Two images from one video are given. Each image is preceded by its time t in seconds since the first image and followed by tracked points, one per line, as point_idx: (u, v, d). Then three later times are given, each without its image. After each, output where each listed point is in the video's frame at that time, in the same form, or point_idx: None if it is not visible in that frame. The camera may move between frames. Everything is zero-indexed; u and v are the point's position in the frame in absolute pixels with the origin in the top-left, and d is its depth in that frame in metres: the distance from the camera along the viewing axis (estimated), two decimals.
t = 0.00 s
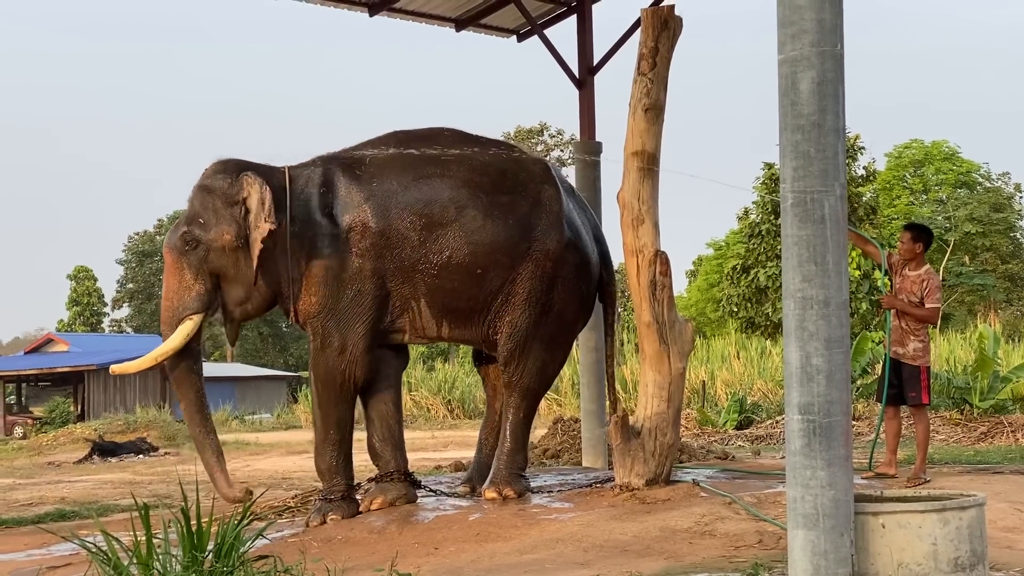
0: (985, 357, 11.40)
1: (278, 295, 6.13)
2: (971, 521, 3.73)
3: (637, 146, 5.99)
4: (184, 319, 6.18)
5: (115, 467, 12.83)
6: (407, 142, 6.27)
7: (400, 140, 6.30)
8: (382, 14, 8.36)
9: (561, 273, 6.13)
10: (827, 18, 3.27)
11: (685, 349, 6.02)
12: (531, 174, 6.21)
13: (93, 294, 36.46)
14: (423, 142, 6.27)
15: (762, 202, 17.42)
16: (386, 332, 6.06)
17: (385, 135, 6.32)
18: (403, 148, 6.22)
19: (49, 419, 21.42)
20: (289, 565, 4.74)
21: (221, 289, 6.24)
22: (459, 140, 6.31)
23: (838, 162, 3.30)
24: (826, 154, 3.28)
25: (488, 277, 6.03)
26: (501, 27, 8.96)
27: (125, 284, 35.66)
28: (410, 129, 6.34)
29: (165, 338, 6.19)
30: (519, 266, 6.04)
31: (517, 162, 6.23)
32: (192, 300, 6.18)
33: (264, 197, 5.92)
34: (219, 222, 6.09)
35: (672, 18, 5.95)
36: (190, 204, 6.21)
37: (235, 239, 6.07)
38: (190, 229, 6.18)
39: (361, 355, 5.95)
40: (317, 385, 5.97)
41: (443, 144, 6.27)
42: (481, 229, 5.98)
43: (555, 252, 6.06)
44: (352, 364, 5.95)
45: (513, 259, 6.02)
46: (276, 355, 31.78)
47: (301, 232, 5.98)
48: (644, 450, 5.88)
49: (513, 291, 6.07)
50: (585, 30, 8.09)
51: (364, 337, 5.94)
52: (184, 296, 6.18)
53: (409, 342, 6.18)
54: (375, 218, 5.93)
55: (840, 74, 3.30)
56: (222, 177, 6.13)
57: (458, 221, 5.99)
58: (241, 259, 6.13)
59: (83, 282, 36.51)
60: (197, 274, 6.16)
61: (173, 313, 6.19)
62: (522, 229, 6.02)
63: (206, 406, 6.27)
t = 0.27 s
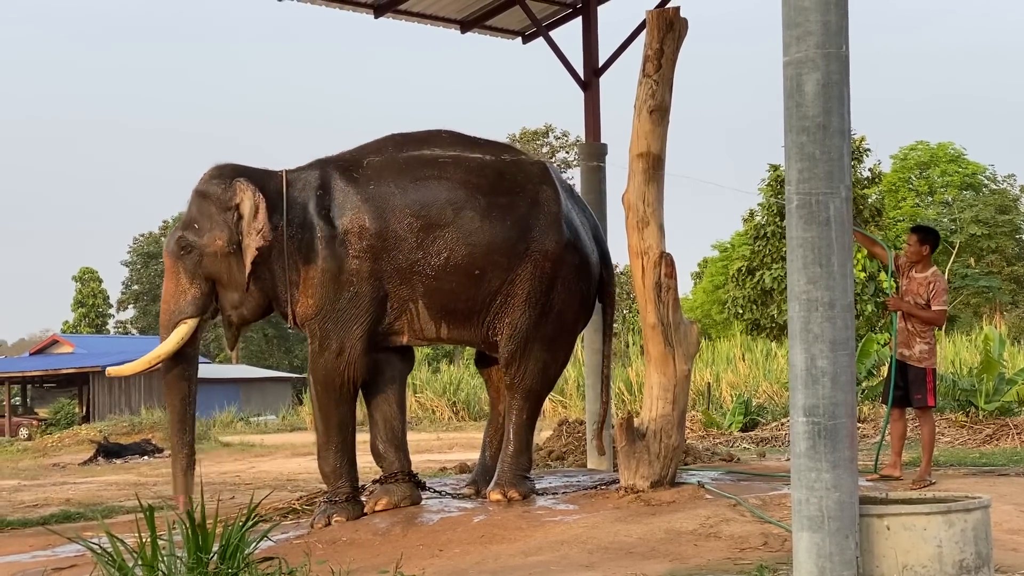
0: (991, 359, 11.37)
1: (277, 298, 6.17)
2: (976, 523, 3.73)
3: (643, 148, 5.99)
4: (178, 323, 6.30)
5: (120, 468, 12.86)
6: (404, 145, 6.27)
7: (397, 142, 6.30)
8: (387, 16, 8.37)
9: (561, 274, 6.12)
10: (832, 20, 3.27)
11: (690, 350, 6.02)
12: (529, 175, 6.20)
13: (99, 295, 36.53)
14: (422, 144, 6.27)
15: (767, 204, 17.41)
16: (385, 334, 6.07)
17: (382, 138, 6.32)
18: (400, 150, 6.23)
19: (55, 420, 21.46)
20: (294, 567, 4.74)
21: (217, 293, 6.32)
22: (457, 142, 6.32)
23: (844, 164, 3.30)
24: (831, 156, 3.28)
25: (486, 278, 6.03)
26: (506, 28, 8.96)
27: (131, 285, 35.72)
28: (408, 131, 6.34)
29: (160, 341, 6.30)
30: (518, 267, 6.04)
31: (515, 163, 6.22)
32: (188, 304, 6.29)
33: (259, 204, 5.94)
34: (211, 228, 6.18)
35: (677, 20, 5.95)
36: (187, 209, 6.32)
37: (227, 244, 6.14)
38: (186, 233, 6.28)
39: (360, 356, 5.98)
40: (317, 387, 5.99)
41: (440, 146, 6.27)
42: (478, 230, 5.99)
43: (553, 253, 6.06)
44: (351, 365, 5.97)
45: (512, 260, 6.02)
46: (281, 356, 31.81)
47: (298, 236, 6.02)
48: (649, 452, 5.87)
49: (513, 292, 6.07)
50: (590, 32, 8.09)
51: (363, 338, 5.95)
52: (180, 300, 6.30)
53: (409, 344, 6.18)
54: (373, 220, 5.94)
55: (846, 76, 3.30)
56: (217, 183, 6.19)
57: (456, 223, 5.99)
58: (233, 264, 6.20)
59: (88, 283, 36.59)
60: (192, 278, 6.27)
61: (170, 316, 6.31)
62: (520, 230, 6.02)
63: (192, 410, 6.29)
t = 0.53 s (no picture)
0: (995, 360, 11.36)
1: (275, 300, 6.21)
2: (980, 525, 3.73)
3: (646, 149, 6.00)
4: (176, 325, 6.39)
5: (123, 469, 12.88)
6: (403, 146, 6.26)
7: (395, 143, 6.30)
8: (391, 17, 8.38)
9: (560, 274, 6.12)
10: (835, 21, 3.27)
11: (694, 352, 6.02)
12: (527, 175, 6.20)
13: (102, 296, 36.57)
14: (420, 145, 6.27)
15: (771, 206, 17.40)
16: (385, 335, 6.08)
17: (381, 140, 6.32)
18: (398, 151, 6.23)
19: (58, 421, 21.49)
20: (297, 567, 4.75)
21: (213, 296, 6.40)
22: (456, 143, 6.32)
23: (847, 165, 3.30)
24: (834, 157, 3.28)
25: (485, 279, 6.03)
26: (510, 30, 8.97)
27: (134, 286, 35.76)
28: (406, 133, 6.34)
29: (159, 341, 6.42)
30: (517, 268, 6.04)
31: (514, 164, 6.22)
32: (186, 306, 6.38)
33: (254, 207, 6.03)
34: (207, 231, 6.28)
35: (681, 21, 5.95)
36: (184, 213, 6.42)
37: (222, 247, 6.24)
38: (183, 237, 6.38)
39: (360, 357, 5.99)
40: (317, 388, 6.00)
41: (439, 147, 6.28)
42: (477, 231, 5.98)
43: (552, 253, 6.06)
44: (350, 366, 5.98)
45: (511, 261, 6.02)
46: (285, 357, 31.84)
47: (296, 237, 6.04)
48: (653, 453, 5.87)
49: (512, 292, 6.07)
50: (593, 33, 8.10)
51: (363, 340, 5.96)
52: (177, 303, 6.39)
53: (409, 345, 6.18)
54: (371, 221, 5.94)
55: (849, 78, 3.30)
56: (213, 187, 6.28)
57: (455, 223, 5.99)
58: (227, 266, 6.28)
59: (92, 284, 36.64)
60: (189, 281, 6.36)
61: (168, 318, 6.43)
62: (519, 231, 6.02)
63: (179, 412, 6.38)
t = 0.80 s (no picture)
0: (998, 361, 11.35)
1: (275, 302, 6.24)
2: (983, 526, 3.73)
3: (649, 149, 6.00)
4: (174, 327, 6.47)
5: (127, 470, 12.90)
6: (402, 147, 6.27)
7: (395, 144, 6.31)
8: (394, 18, 8.39)
9: (560, 274, 6.11)
10: (839, 22, 3.28)
11: (697, 353, 6.03)
12: (527, 174, 6.19)
13: (106, 297, 36.62)
14: (420, 146, 6.28)
15: (774, 206, 17.40)
16: (385, 334, 6.09)
17: (380, 141, 6.33)
18: (397, 152, 6.24)
19: (62, 421, 21.53)
20: (301, 568, 4.76)
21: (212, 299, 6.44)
22: (456, 144, 6.32)
23: (851, 166, 3.30)
24: (838, 157, 3.28)
25: (485, 278, 6.03)
26: (514, 30, 8.98)
27: (138, 287, 35.80)
28: (406, 134, 6.35)
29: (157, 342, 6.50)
30: (517, 267, 6.03)
31: (513, 163, 6.21)
32: (184, 309, 6.43)
33: (250, 212, 6.06)
34: (205, 235, 6.30)
35: (684, 22, 5.96)
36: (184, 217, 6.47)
37: (220, 251, 6.27)
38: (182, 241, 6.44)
39: (360, 358, 5.99)
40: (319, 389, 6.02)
41: (439, 147, 6.28)
42: (477, 231, 5.98)
43: (552, 253, 6.05)
44: (351, 367, 5.99)
45: (511, 260, 6.02)
46: (288, 358, 31.87)
47: (296, 239, 6.08)
48: (656, 454, 5.87)
49: (513, 292, 6.07)
50: (597, 34, 8.10)
51: (363, 340, 5.97)
52: (176, 305, 6.45)
53: (410, 345, 6.19)
54: (369, 221, 5.95)
55: (852, 79, 3.30)
56: (212, 191, 6.31)
57: (454, 223, 5.99)
58: (224, 270, 6.32)
59: (96, 285, 36.70)
60: (188, 284, 6.42)
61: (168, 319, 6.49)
62: (518, 231, 6.02)
63: (171, 414, 6.49)
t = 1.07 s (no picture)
0: (1001, 362, 11.33)
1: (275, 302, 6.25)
2: (986, 526, 3.72)
3: (652, 150, 6.00)
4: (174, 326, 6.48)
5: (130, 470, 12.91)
6: (402, 148, 6.27)
7: (395, 144, 6.31)
8: (397, 18, 8.39)
9: (561, 274, 6.10)
10: (841, 22, 3.28)
11: (699, 353, 6.03)
12: (527, 174, 6.18)
13: (109, 297, 36.67)
14: (420, 146, 6.28)
15: (777, 206, 17.38)
16: (386, 335, 6.09)
17: (380, 142, 6.33)
18: (397, 152, 6.24)
19: (65, 421, 21.55)
20: (303, 567, 4.77)
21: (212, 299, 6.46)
22: (456, 144, 6.32)
23: (853, 166, 3.30)
24: (840, 158, 3.28)
25: (485, 279, 6.02)
26: (516, 31, 8.98)
27: (141, 287, 35.85)
28: (407, 135, 6.35)
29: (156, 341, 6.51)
30: (517, 267, 6.03)
31: (513, 163, 6.21)
32: (183, 308, 6.45)
33: (249, 212, 6.06)
34: (206, 235, 6.33)
35: (687, 22, 5.95)
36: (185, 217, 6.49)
37: (220, 251, 6.29)
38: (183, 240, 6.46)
39: (361, 358, 6.00)
40: (319, 389, 6.03)
41: (438, 147, 6.28)
42: (476, 231, 5.98)
43: (552, 253, 6.04)
44: (351, 367, 6.00)
45: (511, 260, 6.01)
46: (291, 358, 31.88)
47: (296, 239, 6.09)
48: (658, 454, 5.87)
49: (513, 292, 6.06)
50: (599, 34, 8.10)
51: (364, 340, 5.97)
52: (176, 305, 6.47)
53: (410, 346, 6.19)
54: (369, 221, 5.95)
55: (855, 79, 3.30)
56: (213, 191, 6.33)
57: (454, 224, 5.99)
58: (224, 270, 6.33)
59: (98, 285, 36.75)
60: (188, 283, 6.44)
61: (167, 317, 6.51)
62: (518, 231, 6.02)
63: (172, 412, 6.50)
